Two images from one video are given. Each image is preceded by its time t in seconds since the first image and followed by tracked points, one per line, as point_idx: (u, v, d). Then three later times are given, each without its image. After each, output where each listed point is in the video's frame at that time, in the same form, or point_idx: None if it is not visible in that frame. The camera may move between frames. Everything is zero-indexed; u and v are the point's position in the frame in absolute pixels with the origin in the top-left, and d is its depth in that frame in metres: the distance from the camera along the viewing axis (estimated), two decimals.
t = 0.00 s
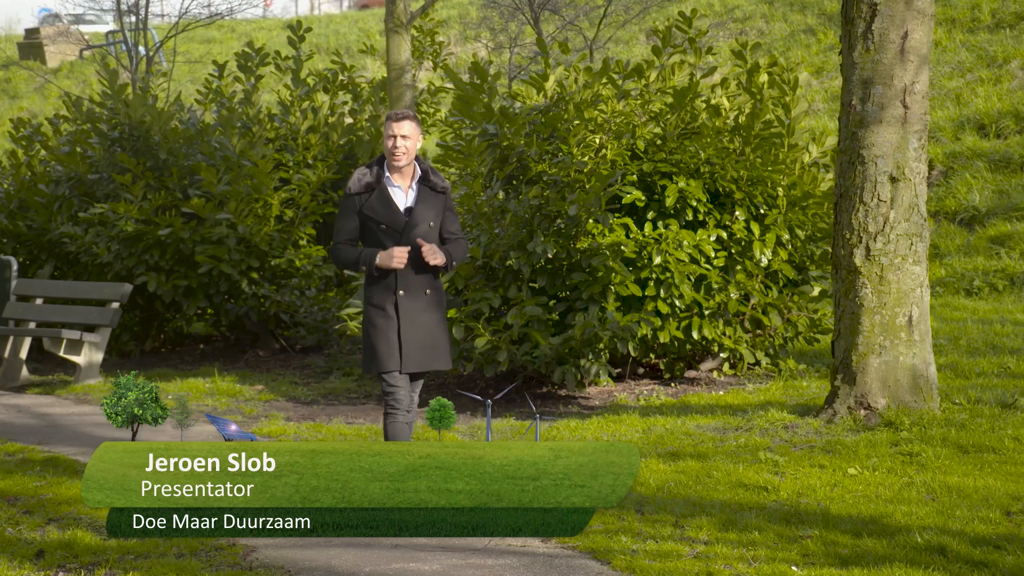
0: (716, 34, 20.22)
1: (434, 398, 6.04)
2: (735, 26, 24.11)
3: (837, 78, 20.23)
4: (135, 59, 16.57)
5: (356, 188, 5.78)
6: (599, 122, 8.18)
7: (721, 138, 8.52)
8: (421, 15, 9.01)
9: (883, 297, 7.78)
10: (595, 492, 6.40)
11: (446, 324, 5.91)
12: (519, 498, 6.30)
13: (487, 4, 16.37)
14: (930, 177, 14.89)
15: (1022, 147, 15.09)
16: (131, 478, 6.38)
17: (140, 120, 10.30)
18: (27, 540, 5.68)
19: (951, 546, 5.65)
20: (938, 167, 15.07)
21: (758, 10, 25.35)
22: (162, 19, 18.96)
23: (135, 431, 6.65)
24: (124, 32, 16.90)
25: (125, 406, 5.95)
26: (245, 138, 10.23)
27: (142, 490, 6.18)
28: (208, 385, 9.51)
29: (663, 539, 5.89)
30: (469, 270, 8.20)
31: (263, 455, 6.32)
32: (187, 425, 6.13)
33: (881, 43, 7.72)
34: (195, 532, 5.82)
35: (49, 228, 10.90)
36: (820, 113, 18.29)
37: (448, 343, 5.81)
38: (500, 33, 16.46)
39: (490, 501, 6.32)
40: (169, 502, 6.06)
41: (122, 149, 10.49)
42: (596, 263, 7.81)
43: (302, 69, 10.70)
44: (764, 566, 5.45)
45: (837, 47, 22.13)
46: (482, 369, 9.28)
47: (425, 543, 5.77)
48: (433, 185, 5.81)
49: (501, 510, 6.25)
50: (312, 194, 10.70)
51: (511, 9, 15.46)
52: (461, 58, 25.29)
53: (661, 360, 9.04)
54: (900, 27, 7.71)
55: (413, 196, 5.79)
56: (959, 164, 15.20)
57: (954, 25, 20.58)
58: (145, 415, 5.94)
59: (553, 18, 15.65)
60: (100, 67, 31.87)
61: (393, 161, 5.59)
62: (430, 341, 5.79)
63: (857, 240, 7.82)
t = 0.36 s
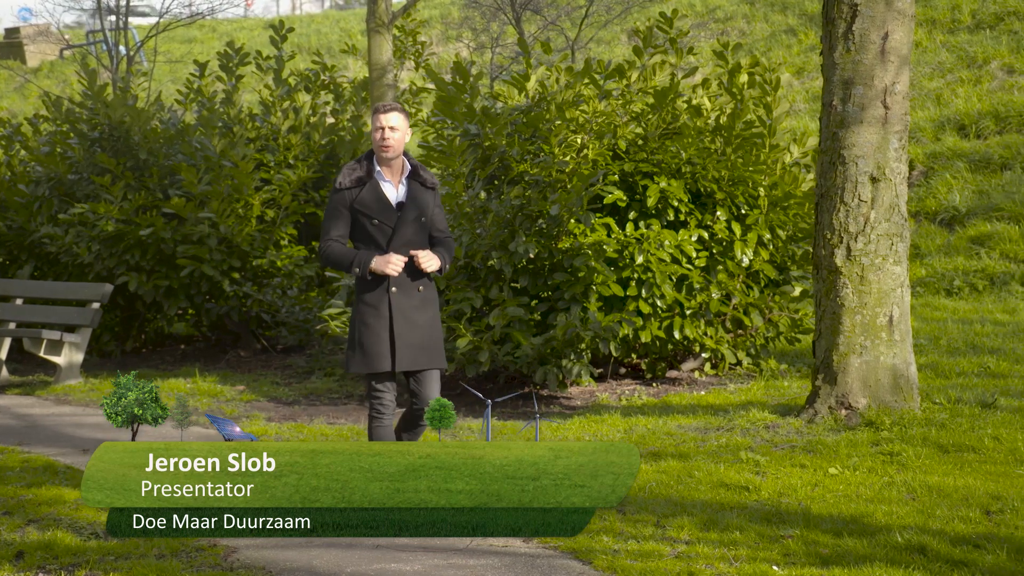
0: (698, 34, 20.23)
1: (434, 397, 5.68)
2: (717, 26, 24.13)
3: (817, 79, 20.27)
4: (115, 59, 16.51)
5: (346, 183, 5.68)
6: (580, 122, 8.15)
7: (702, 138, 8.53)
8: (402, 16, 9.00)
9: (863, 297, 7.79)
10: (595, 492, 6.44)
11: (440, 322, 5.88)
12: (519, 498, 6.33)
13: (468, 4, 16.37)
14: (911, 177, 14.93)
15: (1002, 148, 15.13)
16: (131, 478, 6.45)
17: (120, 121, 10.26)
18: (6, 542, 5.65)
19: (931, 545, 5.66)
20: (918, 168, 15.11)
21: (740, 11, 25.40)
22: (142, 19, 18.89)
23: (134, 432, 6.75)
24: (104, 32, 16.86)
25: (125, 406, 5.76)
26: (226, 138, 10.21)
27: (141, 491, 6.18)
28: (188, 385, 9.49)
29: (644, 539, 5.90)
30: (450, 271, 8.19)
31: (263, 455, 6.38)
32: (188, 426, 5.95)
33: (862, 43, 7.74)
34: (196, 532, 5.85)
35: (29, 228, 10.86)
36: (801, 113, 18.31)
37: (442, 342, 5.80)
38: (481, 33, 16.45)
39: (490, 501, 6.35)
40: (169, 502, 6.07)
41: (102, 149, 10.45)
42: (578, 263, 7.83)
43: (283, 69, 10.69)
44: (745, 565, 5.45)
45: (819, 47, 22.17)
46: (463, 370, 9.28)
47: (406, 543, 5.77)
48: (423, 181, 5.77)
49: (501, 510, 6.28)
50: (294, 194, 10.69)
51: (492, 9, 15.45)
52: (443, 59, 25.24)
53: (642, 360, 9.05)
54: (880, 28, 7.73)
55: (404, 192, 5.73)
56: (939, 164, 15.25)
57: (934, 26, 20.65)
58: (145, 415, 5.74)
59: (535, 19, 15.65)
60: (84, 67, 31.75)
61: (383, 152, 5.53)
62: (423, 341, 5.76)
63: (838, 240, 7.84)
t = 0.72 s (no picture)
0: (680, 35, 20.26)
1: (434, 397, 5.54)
2: (699, 26, 24.14)
3: (798, 80, 20.31)
4: (96, 59, 16.45)
5: (344, 187, 5.42)
6: (561, 123, 8.17)
7: (683, 138, 8.55)
8: (383, 16, 9.00)
9: (844, 297, 7.81)
10: (595, 491, 6.28)
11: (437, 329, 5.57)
12: (519, 498, 6.21)
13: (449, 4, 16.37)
14: (892, 178, 14.97)
15: (982, 148, 15.18)
16: (131, 478, 6.13)
17: (100, 121, 10.25)
18: None
19: (912, 544, 5.68)
20: (899, 168, 15.17)
21: (721, 11, 25.43)
22: (122, 19, 18.82)
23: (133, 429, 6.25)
24: (84, 31, 16.81)
25: (125, 406, 5.66)
26: (207, 138, 10.20)
27: (141, 489, 6.00)
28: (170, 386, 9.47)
29: (626, 539, 5.91)
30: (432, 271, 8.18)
31: (263, 455, 6.00)
32: (187, 426, 5.88)
33: (843, 44, 7.75)
34: (196, 533, 5.86)
35: (9, 228, 10.81)
36: (783, 113, 18.35)
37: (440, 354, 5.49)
38: (462, 33, 16.45)
39: (490, 501, 6.23)
40: (170, 502, 5.93)
41: (83, 150, 10.41)
42: (561, 263, 7.84)
43: (264, 69, 10.66)
44: (727, 565, 5.46)
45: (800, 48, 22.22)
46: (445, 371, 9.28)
47: (387, 543, 5.78)
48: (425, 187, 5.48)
49: (500, 510, 6.19)
50: (275, 194, 10.67)
51: (473, 9, 15.45)
52: (426, 60, 25.21)
53: (624, 360, 9.07)
54: (861, 29, 7.74)
55: (404, 198, 5.45)
56: (919, 164, 15.30)
57: (914, 27, 20.72)
58: (145, 415, 5.64)
59: (516, 19, 15.63)
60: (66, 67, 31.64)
61: (383, 157, 5.26)
62: (418, 349, 5.47)
63: (819, 241, 7.85)
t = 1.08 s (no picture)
0: (663, 35, 20.26)
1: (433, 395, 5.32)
2: (682, 27, 24.12)
3: (780, 80, 20.35)
4: (77, 59, 16.38)
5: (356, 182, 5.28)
6: (544, 123, 8.18)
7: (666, 139, 8.58)
8: (366, 15, 8.99)
9: (826, 297, 7.83)
10: (596, 491, 6.31)
11: (451, 331, 5.36)
12: (519, 498, 6.22)
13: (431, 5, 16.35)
14: (874, 179, 15.01)
15: (963, 149, 15.21)
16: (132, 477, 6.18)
17: (81, 121, 10.26)
18: None
19: (893, 544, 5.69)
20: (881, 169, 15.21)
21: (703, 11, 25.42)
22: (102, 19, 18.73)
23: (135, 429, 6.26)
24: (65, 31, 16.74)
25: (125, 406, 5.51)
26: (188, 138, 10.19)
27: (141, 489, 6.04)
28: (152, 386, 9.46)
29: (608, 539, 5.91)
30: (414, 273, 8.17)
31: (264, 455, 6.04)
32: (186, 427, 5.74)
33: (824, 45, 7.77)
34: (196, 533, 5.89)
35: None
36: (765, 114, 18.37)
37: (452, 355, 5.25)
38: (444, 33, 16.43)
39: (490, 501, 6.23)
40: (170, 502, 5.97)
41: (63, 150, 10.37)
42: (542, 263, 7.84)
43: (247, 69, 10.63)
44: (709, 565, 5.48)
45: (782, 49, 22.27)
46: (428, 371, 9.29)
47: (370, 544, 5.79)
48: (440, 183, 5.32)
49: (500, 510, 6.20)
50: (257, 194, 10.67)
51: (455, 9, 15.45)
52: (408, 59, 25.17)
53: (607, 360, 9.09)
54: (843, 29, 7.76)
55: (418, 194, 5.29)
56: (901, 165, 15.34)
57: (896, 28, 20.77)
58: (145, 415, 5.47)
59: (498, 19, 15.61)
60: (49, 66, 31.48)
61: (398, 153, 5.09)
62: (427, 351, 5.26)
63: (801, 241, 7.86)
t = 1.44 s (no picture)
0: (645, 36, 20.27)
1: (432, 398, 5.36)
2: (664, 27, 24.12)
3: (762, 81, 20.39)
4: (57, 59, 16.32)
5: (356, 185, 5.22)
6: (526, 123, 8.17)
7: (648, 140, 8.61)
8: (348, 15, 8.95)
9: (807, 297, 7.84)
10: (595, 492, 6.41)
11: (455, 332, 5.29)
12: (519, 498, 6.28)
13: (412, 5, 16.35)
14: (854, 179, 15.06)
15: (943, 149, 15.25)
16: (130, 478, 6.35)
17: (61, 121, 10.29)
18: None
19: (873, 543, 5.71)
20: (862, 169, 15.26)
21: (684, 12, 25.41)
22: (83, 19, 18.68)
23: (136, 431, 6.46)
24: (46, 31, 16.69)
25: (125, 406, 5.59)
26: (169, 138, 10.19)
27: (141, 490, 6.13)
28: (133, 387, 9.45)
29: (590, 539, 5.92)
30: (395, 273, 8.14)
31: (263, 454, 6.13)
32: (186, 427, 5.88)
33: (805, 45, 7.79)
34: (195, 533, 5.91)
35: None
36: (746, 115, 18.41)
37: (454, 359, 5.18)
38: (426, 34, 16.42)
39: (490, 501, 6.30)
40: (169, 502, 6.03)
41: (43, 150, 10.37)
42: (524, 263, 7.85)
43: (228, 69, 10.67)
44: (690, 565, 5.49)
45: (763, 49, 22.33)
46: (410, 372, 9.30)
47: (351, 544, 5.81)
48: (441, 184, 5.26)
49: (500, 510, 6.26)
50: (239, 194, 10.67)
51: (436, 10, 15.44)
52: (391, 60, 25.16)
53: (589, 360, 9.10)
54: (823, 30, 7.77)
55: (419, 196, 5.22)
56: (882, 165, 15.39)
57: (877, 28, 20.80)
58: (145, 415, 5.56)
59: (479, 19, 15.59)
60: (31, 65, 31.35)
61: (397, 154, 5.01)
62: (431, 353, 5.21)
63: (782, 241, 7.87)
